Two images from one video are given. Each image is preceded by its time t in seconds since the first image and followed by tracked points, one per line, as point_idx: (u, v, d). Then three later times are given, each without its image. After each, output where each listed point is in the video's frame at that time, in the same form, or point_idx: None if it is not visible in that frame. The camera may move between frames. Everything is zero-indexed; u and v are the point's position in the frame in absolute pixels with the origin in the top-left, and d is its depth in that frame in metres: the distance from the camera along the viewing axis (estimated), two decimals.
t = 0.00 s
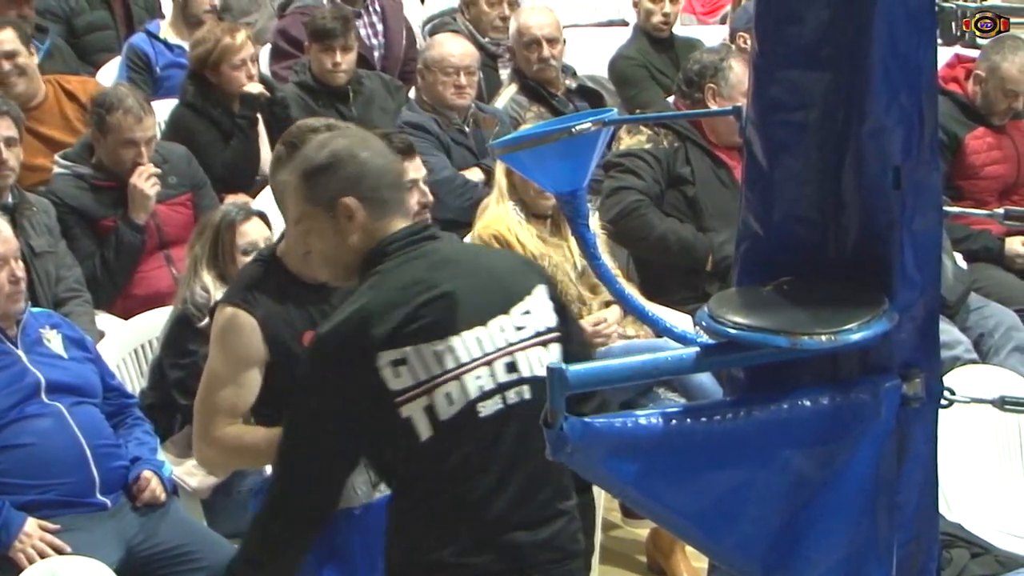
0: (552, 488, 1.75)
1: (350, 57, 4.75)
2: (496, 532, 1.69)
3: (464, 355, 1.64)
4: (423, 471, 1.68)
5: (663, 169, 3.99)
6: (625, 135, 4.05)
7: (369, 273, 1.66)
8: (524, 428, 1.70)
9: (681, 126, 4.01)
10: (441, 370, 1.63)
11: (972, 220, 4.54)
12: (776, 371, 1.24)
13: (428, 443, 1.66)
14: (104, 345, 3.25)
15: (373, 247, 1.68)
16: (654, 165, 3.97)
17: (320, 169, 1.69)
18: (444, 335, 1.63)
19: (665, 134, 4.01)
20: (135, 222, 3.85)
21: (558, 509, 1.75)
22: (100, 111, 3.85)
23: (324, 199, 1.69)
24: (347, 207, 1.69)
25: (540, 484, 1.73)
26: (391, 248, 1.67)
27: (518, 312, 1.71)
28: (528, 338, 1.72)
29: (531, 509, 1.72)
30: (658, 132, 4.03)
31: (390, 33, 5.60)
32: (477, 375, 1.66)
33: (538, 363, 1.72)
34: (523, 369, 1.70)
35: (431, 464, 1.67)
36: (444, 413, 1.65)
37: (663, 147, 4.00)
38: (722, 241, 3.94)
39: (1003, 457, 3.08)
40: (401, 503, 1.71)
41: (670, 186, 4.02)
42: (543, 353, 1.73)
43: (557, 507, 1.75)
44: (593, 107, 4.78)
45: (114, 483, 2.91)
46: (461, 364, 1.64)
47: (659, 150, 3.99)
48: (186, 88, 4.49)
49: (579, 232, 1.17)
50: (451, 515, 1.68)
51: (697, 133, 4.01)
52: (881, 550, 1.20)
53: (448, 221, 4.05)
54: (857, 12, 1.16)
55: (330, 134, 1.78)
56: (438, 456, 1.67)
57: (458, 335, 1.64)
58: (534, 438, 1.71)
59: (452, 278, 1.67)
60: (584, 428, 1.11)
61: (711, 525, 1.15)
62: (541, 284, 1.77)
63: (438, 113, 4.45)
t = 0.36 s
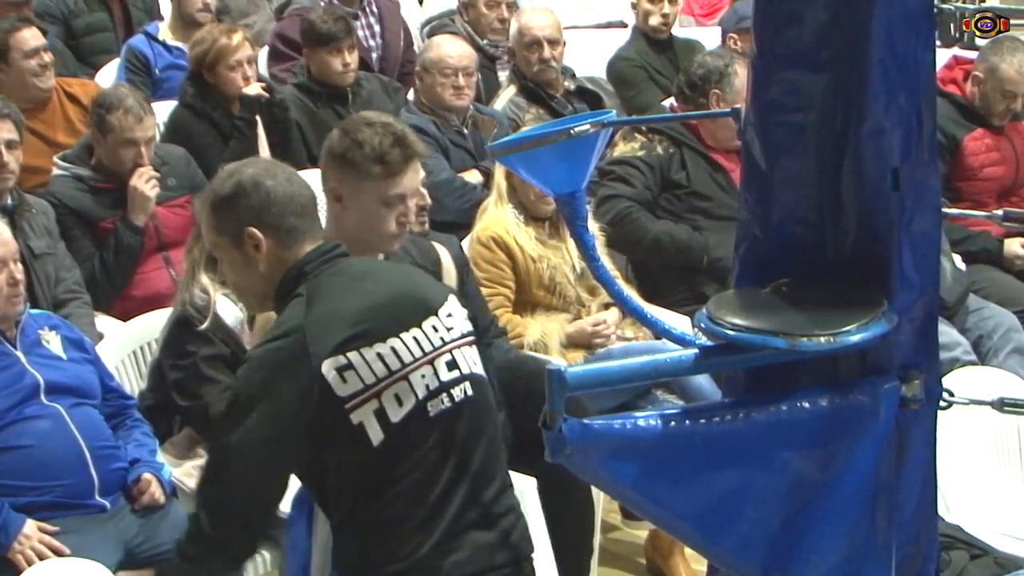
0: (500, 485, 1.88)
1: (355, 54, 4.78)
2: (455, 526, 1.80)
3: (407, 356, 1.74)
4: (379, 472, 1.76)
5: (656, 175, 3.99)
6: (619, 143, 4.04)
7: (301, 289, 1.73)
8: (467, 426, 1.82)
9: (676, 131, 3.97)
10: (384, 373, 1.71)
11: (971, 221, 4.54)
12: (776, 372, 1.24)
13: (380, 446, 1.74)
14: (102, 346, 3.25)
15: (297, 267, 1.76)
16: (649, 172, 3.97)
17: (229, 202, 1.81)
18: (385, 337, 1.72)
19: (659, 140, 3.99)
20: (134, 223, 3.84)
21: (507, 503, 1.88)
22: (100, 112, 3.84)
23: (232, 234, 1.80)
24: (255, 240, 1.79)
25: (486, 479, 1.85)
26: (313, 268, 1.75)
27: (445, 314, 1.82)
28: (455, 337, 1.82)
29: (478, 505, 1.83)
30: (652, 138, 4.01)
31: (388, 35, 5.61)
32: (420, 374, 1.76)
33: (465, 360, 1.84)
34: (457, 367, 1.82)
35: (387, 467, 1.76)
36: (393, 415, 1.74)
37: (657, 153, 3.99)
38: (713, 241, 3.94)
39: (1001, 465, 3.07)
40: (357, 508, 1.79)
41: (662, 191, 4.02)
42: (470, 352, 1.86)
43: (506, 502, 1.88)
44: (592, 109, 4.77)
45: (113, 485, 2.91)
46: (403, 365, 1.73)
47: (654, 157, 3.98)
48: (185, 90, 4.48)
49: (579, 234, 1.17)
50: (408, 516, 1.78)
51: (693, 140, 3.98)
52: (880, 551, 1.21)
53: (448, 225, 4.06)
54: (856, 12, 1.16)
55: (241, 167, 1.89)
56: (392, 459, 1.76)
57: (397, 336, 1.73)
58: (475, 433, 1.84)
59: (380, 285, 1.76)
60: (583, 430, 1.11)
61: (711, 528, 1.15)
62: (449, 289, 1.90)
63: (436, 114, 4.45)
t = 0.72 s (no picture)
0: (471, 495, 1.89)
1: (350, 54, 4.79)
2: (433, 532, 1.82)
3: (403, 361, 1.78)
4: (367, 475, 1.76)
5: (643, 176, 3.96)
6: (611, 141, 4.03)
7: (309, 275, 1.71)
8: (449, 435, 1.85)
9: (668, 134, 3.95)
10: (384, 375, 1.75)
11: (964, 223, 4.55)
12: (769, 373, 1.24)
13: (370, 448, 1.74)
14: (96, 348, 3.24)
15: (304, 252, 1.73)
16: (637, 173, 3.95)
17: (234, 175, 1.76)
18: (387, 340, 1.76)
19: (650, 142, 3.97)
20: (128, 225, 3.85)
21: (478, 514, 1.90)
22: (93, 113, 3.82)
23: (235, 209, 1.74)
24: (258, 217, 1.73)
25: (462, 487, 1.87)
26: (321, 256, 1.73)
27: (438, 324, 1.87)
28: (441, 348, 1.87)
29: (452, 514, 1.84)
30: (643, 142, 4.00)
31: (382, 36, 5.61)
32: (416, 382, 1.81)
33: (454, 372, 1.90)
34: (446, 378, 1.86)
35: (375, 469, 1.76)
36: (387, 419, 1.76)
37: (647, 156, 3.97)
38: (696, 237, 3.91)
39: (994, 466, 3.07)
40: (336, 510, 1.77)
41: (648, 194, 4.00)
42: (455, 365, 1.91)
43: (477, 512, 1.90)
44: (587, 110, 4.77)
45: (108, 487, 2.90)
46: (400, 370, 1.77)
47: (644, 159, 3.96)
48: (179, 91, 4.48)
49: (572, 235, 1.17)
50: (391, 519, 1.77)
51: (686, 141, 3.96)
52: (874, 554, 1.20)
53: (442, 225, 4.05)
54: (848, 14, 1.17)
55: (252, 142, 1.84)
56: (380, 461, 1.76)
57: (395, 340, 1.77)
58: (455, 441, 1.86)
59: (384, 286, 1.79)
60: (578, 431, 1.11)
61: (705, 529, 1.15)
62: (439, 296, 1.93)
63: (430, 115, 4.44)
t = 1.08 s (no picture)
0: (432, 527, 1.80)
1: (332, 56, 4.78)
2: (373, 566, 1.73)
3: (363, 391, 1.71)
4: (312, 500, 1.69)
5: (620, 179, 3.96)
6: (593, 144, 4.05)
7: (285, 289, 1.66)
8: (410, 466, 1.76)
9: (646, 139, 3.94)
10: (339, 405, 1.68)
11: (947, 225, 4.56)
12: (752, 373, 1.25)
13: (315, 475, 1.68)
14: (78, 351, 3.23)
15: (293, 257, 1.69)
16: (614, 176, 3.96)
17: (251, 164, 1.74)
18: (347, 369, 1.68)
19: (628, 146, 3.97)
20: (110, 228, 3.84)
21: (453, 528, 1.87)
22: (76, 115, 3.82)
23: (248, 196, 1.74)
24: (263, 219, 1.74)
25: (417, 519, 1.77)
26: (308, 266, 1.68)
27: (422, 351, 1.77)
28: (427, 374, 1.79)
29: (404, 548, 1.75)
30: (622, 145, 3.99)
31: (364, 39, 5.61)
32: (375, 413, 1.72)
33: (443, 397, 1.82)
34: (416, 410, 1.77)
35: (319, 496, 1.69)
36: (337, 447, 1.69)
37: (625, 159, 3.97)
38: (672, 240, 3.87)
39: (977, 466, 3.10)
40: (285, 526, 1.71)
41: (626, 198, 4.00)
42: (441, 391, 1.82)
43: (436, 538, 1.81)
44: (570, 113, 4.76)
45: (90, 491, 2.89)
46: (359, 401, 1.69)
47: (621, 163, 3.96)
48: (161, 94, 4.46)
49: (555, 237, 1.17)
50: (329, 549, 1.70)
51: (665, 147, 3.94)
52: (857, 554, 1.21)
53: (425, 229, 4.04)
54: (827, 17, 1.17)
55: (285, 124, 1.79)
56: (327, 488, 1.70)
57: (359, 369, 1.70)
58: (417, 475, 1.77)
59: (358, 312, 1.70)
60: (560, 434, 1.10)
61: (686, 530, 1.15)
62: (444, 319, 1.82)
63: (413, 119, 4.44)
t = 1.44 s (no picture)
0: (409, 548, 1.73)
1: (312, 59, 4.77)
2: None
3: (328, 402, 1.67)
4: (278, 507, 1.68)
5: (592, 185, 3.99)
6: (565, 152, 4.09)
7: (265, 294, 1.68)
8: (378, 484, 1.71)
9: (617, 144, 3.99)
10: (300, 414, 1.66)
11: (926, 228, 4.58)
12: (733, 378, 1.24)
13: (279, 479, 1.68)
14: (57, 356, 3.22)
15: (283, 260, 1.69)
16: (585, 181, 3.98)
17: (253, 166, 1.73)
18: (311, 379, 1.65)
19: (599, 151, 4.01)
20: (91, 233, 3.82)
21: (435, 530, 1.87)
22: (59, 118, 3.78)
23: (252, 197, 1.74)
24: (262, 219, 1.73)
25: (385, 536, 1.71)
26: (293, 269, 1.68)
27: (398, 369, 1.71)
28: (404, 392, 1.72)
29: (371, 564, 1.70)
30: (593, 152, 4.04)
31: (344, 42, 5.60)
32: (337, 426, 1.68)
33: (429, 415, 1.76)
34: (385, 428, 1.71)
35: (283, 502, 1.68)
36: (297, 456, 1.67)
37: (596, 164, 4.01)
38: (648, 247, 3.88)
39: (958, 471, 3.12)
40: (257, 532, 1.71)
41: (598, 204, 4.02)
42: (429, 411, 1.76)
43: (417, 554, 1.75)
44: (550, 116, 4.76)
45: (70, 495, 2.86)
46: (320, 412, 1.66)
47: (592, 168, 4.00)
48: (136, 98, 4.44)
49: (534, 241, 1.17)
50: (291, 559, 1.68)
51: (636, 153, 3.99)
52: (838, 557, 1.21)
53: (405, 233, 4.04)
54: (807, 19, 1.17)
55: (292, 126, 1.77)
56: (291, 495, 1.68)
57: (325, 380, 1.66)
58: (388, 494, 1.72)
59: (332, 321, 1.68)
60: (541, 437, 1.11)
61: (666, 534, 1.15)
62: (435, 340, 1.74)
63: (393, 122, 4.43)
